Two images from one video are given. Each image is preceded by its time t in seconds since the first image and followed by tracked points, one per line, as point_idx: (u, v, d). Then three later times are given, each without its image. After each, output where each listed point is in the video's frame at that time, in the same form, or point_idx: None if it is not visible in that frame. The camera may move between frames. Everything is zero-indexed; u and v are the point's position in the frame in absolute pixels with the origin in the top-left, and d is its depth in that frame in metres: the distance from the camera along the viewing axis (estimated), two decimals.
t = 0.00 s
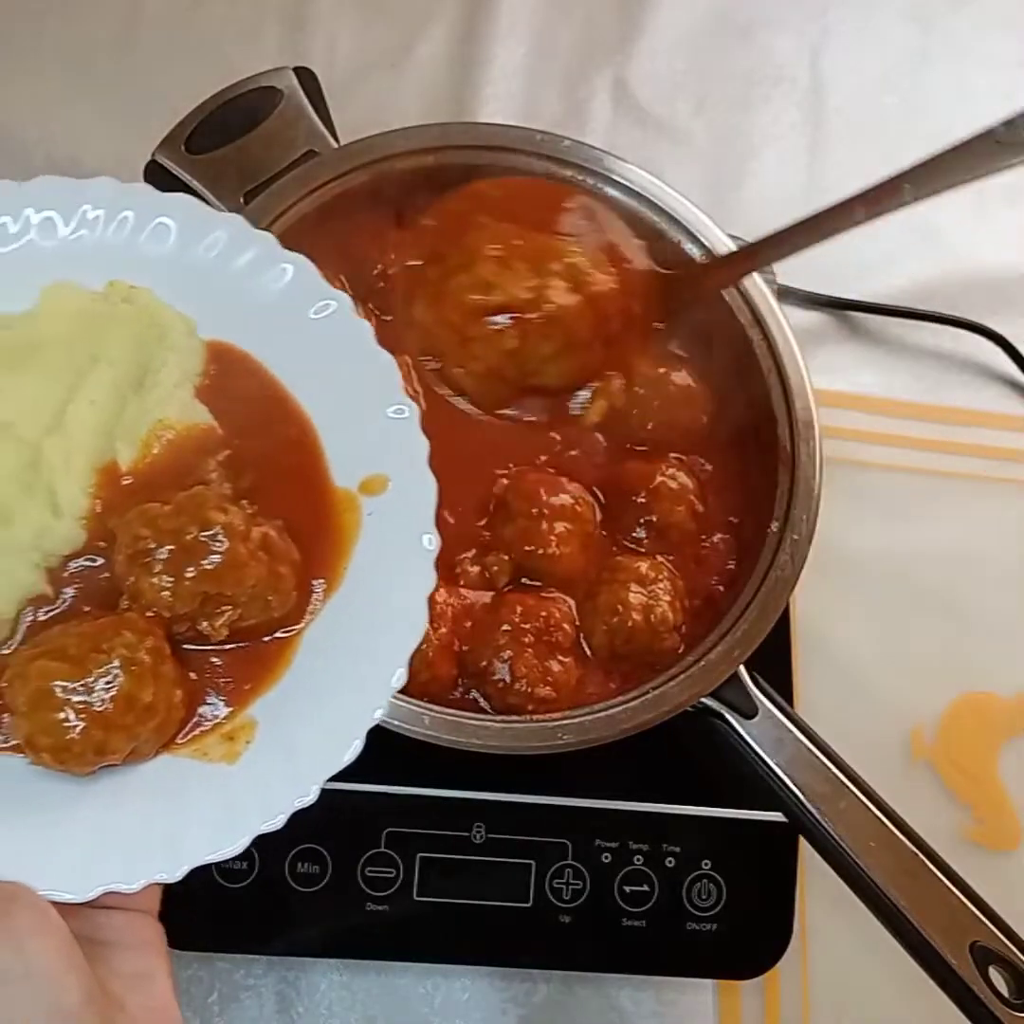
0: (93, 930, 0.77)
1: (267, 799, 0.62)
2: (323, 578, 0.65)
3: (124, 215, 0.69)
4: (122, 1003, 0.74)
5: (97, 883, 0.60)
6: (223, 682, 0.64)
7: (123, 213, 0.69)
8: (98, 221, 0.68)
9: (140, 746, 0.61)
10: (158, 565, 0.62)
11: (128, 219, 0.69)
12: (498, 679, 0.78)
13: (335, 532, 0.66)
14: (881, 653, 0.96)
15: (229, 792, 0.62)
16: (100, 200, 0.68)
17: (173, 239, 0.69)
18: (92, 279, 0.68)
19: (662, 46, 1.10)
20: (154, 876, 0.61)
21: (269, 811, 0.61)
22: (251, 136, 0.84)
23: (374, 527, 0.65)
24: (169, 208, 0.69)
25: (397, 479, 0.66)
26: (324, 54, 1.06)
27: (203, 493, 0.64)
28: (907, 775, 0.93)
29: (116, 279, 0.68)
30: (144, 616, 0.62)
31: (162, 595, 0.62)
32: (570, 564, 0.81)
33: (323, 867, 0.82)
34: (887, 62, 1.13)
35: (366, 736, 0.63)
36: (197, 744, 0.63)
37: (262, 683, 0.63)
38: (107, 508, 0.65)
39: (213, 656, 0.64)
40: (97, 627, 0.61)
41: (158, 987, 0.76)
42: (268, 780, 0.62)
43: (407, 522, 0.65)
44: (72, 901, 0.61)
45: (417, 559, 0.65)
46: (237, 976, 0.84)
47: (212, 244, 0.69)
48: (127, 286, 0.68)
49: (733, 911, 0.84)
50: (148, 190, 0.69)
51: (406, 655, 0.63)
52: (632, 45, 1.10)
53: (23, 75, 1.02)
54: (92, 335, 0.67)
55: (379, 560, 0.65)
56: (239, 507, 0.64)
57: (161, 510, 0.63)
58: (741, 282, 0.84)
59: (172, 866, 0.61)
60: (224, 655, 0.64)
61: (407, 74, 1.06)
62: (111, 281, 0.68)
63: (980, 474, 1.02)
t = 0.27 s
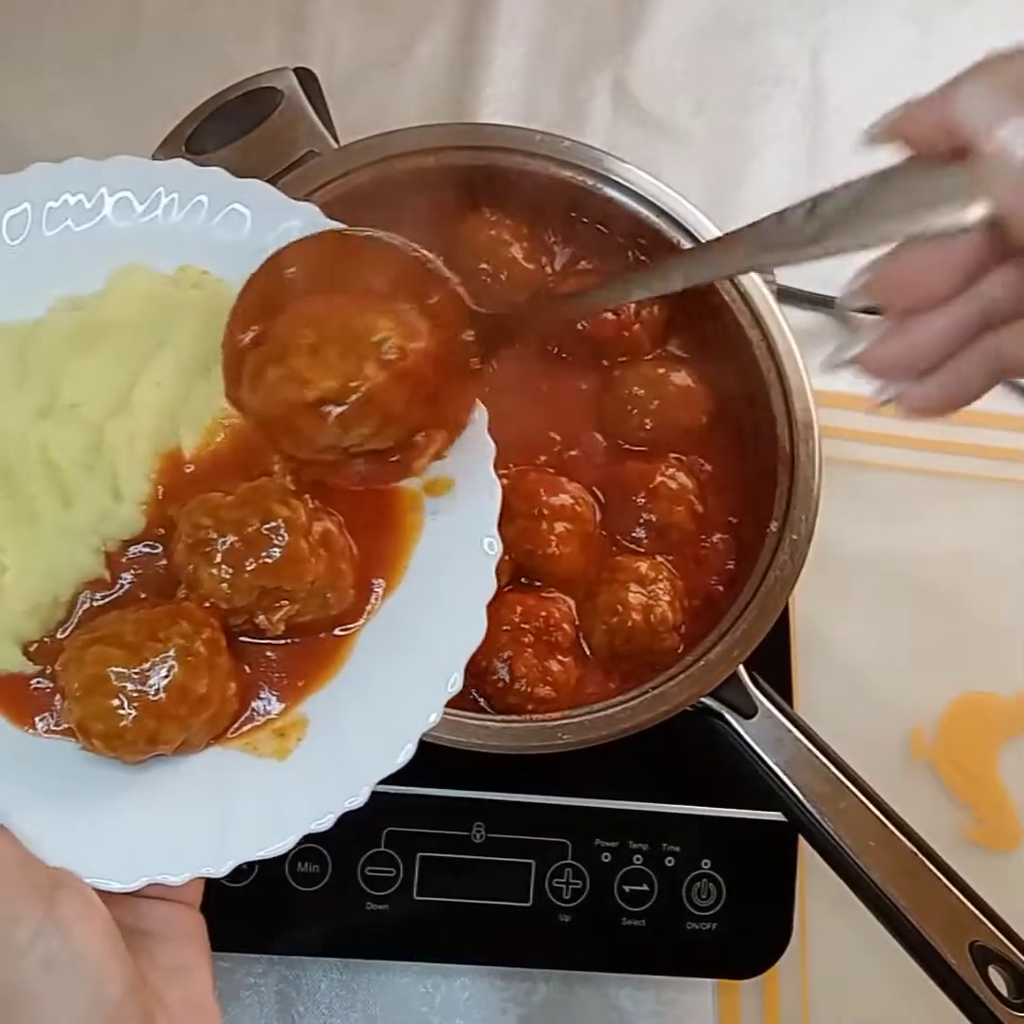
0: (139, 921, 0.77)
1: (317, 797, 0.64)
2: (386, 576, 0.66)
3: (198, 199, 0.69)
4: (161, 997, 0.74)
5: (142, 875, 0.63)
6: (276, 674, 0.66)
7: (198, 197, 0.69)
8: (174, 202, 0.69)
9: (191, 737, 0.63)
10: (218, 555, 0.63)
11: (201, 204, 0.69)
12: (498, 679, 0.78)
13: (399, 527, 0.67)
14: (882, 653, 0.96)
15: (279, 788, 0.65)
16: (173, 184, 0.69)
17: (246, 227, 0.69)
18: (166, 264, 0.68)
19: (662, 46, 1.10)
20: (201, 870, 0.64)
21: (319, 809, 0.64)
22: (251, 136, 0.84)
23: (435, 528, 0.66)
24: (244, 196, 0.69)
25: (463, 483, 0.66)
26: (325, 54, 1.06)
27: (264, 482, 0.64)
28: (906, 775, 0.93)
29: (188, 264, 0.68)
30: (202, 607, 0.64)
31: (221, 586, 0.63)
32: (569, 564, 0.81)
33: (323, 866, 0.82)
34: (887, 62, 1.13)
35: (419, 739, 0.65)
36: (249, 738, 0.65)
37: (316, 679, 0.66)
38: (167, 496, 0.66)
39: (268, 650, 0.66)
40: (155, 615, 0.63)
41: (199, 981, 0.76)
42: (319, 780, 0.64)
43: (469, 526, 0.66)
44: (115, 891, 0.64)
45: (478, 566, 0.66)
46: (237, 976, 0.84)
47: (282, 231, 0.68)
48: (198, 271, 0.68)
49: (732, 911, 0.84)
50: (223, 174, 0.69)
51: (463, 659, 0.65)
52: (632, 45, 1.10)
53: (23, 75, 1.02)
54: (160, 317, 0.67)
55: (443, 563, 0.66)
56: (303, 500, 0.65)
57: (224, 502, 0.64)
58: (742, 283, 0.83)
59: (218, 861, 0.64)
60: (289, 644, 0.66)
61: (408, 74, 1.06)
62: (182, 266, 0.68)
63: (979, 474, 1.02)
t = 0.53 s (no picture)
0: (135, 928, 0.78)
1: (319, 805, 0.66)
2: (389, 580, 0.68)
3: (209, 199, 0.71)
4: (156, 1004, 0.75)
5: (140, 882, 0.65)
6: (279, 683, 0.68)
7: (208, 198, 0.71)
8: (184, 203, 0.71)
9: (191, 744, 0.65)
10: (223, 562, 0.64)
11: (213, 204, 0.71)
12: (498, 679, 0.78)
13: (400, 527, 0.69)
14: (881, 653, 0.96)
15: (278, 797, 0.66)
16: (186, 184, 0.71)
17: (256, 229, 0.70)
18: (175, 265, 0.70)
19: (662, 47, 1.10)
20: (198, 880, 0.65)
21: (320, 817, 0.66)
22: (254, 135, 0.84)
23: (440, 540, 0.69)
24: (253, 198, 0.70)
25: (468, 497, 0.69)
26: (326, 56, 1.06)
27: (266, 490, 0.66)
28: (906, 774, 0.94)
29: (196, 265, 0.70)
30: (205, 614, 0.65)
31: (224, 594, 0.65)
32: (569, 564, 0.81)
33: (323, 866, 0.82)
34: (887, 63, 1.13)
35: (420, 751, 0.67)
36: (250, 746, 0.67)
37: (317, 688, 0.68)
38: (172, 497, 0.67)
39: (271, 659, 0.68)
40: (155, 621, 0.64)
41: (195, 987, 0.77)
42: (319, 791, 0.66)
43: (473, 537, 0.69)
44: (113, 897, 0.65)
45: (482, 579, 0.68)
46: (237, 976, 0.84)
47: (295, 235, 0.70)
48: (206, 273, 0.70)
49: (732, 910, 0.84)
50: (231, 175, 0.71)
51: (467, 670, 0.67)
52: (632, 46, 1.10)
53: (25, 76, 1.02)
54: (169, 320, 0.68)
55: (448, 574, 0.68)
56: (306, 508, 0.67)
57: (229, 509, 0.65)
58: (741, 283, 0.83)
59: (216, 870, 0.65)
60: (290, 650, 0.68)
61: (408, 75, 1.06)
62: (191, 267, 0.70)
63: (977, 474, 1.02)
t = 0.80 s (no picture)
0: (121, 928, 0.77)
1: (308, 801, 0.66)
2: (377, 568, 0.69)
3: (190, 194, 0.71)
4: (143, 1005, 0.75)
5: (124, 882, 0.65)
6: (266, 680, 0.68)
7: (189, 193, 0.71)
8: (165, 199, 0.71)
9: (173, 743, 0.65)
10: (203, 560, 0.64)
11: (194, 198, 0.71)
12: (498, 679, 0.78)
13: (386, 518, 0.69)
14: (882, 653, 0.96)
15: (265, 795, 0.67)
16: (167, 178, 0.71)
17: (239, 223, 0.71)
18: (156, 260, 0.71)
19: (662, 47, 1.10)
20: (183, 879, 0.65)
21: (309, 814, 0.66)
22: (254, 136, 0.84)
23: (427, 534, 0.69)
24: (235, 192, 0.71)
25: (455, 488, 0.70)
26: (325, 55, 1.06)
27: (249, 488, 0.67)
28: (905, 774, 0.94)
29: (177, 259, 0.71)
30: (187, 613, 0.65)
31: (205, 591, 0.65)
32: (569, 565, 0.81)
33: (323, 866, 0.82)
34: (887, 63, 1.13)
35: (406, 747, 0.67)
36: (236, 745, 0.67)
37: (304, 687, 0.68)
38: (153, 494, 0.68)
39: (254, 658, 0.68)
40: (137, 620, 0.64)
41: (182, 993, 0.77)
42: (305, 789, 0.66)
43: (460, 531, 0.69)
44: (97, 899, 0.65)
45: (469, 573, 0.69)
46: (237, 976, 0.84)
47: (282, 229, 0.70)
48: (187, 268, 0.71)
49: (732, 910, 0.84)
50: (213, 170, 0.71)
51: (456, 663, 0.68)
52: (632, 45, 1.10)
53: (25, 77, 1.02)
54: (152, 315, 0.69)
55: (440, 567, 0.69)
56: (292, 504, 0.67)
57: (211, 508, 0.65)
58: (741, 283, 0.83)
59: (201, 870, 0.65)
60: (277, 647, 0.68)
61: (408, 75, 1.06)
62: (172, 262, 0.71)
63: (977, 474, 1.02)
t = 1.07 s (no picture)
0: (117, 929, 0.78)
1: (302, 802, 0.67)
2: (376, 603, 0.69)
3: (187, 198, 0.71)
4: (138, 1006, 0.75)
5: (121, 882, 0.66)
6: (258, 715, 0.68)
7: (187, 196, 0.71)
8: (163, 203, 0.71)
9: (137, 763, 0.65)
10: (182, 580, 0.65)
11: (191, 203, 0.71)
12: (498, 679, 0.78)
13: (387, 564, 0.69)
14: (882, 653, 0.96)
15: (263, 794, 0.67)
16: (165, 182, 0.71)
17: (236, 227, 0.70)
18: (152, 263, 0.71)
19: (662, 47, 1.10)
20: (180, 878, 0.66)
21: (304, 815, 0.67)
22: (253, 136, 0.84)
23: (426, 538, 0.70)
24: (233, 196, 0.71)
25: (452, 491, 0.70)
26: (325, 55, 1.06)
27: (235, 514, 0.68)
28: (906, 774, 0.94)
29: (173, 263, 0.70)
30: (160, 627, 0.65)
31: (180, 611, 0.65)
32: (569, 565, 0.81)
33: (323, 866, 0.82)
34: (887, 62, 1.13)
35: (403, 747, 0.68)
36: (233, 747, 0.67)
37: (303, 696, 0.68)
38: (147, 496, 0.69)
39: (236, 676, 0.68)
40: (108, 634, 0.64)
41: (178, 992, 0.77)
42: (304, 788, 0.67)
43: (458, 534, 0.69)
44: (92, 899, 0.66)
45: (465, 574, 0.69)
46: (237, 975, 0.84)
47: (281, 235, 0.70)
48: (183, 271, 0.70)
49: (732, 911, 0.84)
50: (213, 175, 0.71)
51: (451, 663, 0.68)
52: (632, 45, 1.10)
53: (25, 76, 1.02)
54: (147, 321, 0.70)
55: (442, 569, 0.69)
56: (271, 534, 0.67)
57: (197, 529, 0.66)
58: (742, 283, 0.83)
59: (199, 869, 0.66)
60: (263, 695, 0.68)
61: (408, 74, 1.06)
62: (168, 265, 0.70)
63: (976, 474, 1.02)
